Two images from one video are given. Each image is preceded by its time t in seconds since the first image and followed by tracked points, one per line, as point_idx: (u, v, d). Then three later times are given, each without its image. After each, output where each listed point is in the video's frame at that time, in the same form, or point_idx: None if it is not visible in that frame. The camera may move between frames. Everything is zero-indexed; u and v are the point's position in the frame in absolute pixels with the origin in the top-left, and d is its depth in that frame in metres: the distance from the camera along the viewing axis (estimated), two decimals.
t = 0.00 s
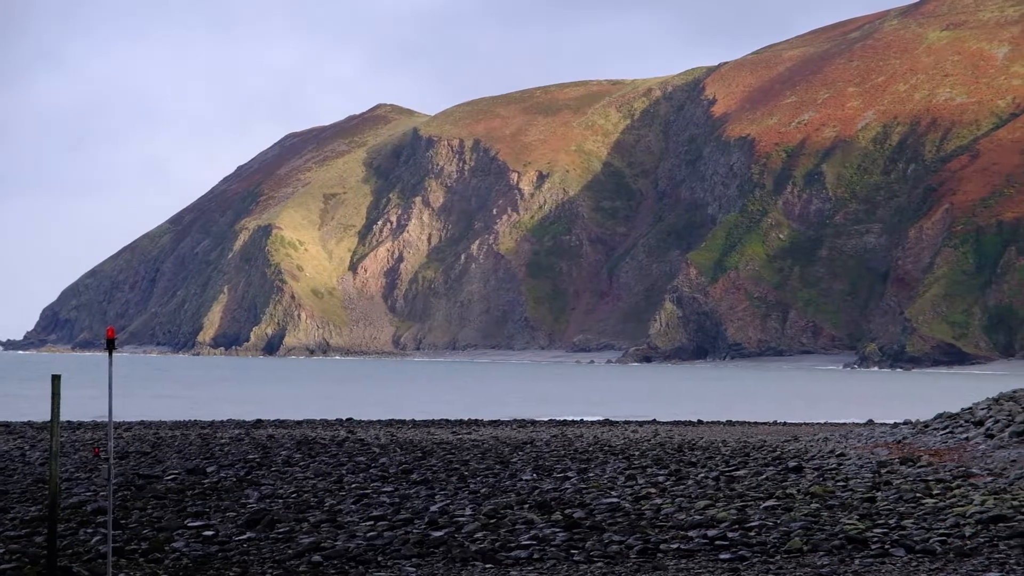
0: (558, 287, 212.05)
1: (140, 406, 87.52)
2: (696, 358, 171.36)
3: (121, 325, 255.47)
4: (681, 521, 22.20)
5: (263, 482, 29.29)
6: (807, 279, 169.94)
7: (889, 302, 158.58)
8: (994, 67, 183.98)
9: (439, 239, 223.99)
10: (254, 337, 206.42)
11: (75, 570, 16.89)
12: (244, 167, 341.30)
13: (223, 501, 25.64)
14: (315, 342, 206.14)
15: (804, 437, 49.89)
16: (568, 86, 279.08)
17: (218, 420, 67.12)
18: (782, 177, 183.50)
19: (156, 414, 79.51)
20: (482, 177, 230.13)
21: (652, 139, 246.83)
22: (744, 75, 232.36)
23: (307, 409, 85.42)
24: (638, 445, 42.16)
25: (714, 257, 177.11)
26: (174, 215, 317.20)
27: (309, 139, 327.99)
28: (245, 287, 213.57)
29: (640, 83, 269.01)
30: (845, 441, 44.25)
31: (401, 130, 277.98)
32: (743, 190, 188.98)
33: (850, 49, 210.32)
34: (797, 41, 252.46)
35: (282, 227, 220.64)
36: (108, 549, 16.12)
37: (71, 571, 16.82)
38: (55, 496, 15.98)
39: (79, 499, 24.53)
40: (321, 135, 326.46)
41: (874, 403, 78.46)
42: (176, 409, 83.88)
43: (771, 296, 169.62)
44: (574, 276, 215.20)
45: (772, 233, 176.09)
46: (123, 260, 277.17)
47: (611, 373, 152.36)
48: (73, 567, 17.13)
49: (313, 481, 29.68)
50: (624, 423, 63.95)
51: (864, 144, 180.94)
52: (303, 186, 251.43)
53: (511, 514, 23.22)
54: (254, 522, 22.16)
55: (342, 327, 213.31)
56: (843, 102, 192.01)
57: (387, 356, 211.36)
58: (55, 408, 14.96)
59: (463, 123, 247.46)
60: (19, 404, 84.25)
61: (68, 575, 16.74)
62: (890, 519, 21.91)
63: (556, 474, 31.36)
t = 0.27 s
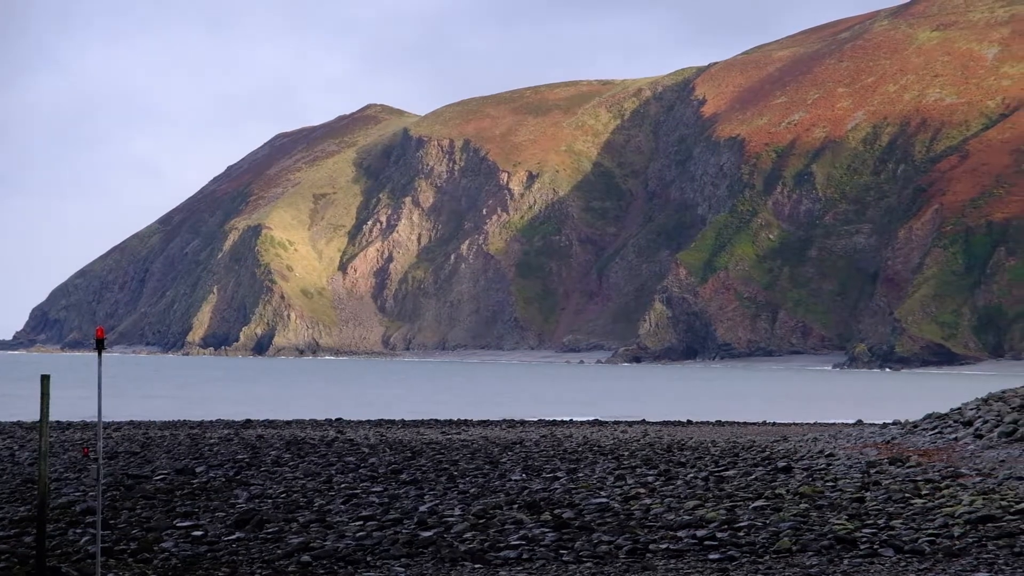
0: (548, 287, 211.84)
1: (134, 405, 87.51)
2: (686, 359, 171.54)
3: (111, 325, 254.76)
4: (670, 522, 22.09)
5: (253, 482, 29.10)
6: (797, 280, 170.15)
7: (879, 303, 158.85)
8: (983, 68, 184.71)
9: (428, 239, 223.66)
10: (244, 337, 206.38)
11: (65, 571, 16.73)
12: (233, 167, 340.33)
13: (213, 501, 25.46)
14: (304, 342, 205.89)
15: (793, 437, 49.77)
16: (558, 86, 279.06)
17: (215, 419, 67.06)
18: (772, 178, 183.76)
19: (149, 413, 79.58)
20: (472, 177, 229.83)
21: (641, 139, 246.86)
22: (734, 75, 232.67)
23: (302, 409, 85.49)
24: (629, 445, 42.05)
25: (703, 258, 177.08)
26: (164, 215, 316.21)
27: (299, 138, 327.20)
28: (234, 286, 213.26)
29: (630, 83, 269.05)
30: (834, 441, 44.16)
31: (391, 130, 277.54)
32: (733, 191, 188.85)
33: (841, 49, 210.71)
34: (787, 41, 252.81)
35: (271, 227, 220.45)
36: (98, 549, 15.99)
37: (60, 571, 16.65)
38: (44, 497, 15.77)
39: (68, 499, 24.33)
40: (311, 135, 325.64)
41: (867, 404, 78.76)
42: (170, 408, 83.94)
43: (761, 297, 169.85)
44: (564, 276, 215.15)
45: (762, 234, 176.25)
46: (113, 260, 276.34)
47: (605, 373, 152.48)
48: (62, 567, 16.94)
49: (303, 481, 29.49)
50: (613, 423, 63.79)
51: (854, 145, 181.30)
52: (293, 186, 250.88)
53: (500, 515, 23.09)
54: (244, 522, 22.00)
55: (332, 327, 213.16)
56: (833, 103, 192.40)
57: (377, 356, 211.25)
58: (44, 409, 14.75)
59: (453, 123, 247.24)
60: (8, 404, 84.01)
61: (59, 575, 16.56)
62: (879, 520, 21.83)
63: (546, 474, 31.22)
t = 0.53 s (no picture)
0: (527, 288, 211.33)
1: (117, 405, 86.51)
2: (666, 359, 171.75)
3: (90, 325, 252.95)
4: (651, 522, 21.85)
5: (232, 482, 28.65)
6: (776, 280, 170.60)
7: (858, 303, 159.36)
8: (963, 69, 187.07)
9: (408, 240, 223.06)
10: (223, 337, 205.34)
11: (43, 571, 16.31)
12: (212, 167, 338.35)
13: (192, 501, 25.04)
14: (284, 342, 205.45)
15: (771, 438, 49.63)
16: (538, 87, 279.12)
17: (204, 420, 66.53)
18: (752, 178, 184.35)
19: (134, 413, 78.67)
20: (452, 177, 229.26)
21: (621, 139, 247.15)
22: (713, 76, 233.47)
23: (286, 408, 84.89)
24: (608, 445, 41.85)
25: (683, 258, 176.57)
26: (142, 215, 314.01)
27: (279, 139, 325.62)
28: (214, 286, 212.29)
29: (609, 83, 269.45)
30: (813, 442, 44.08)
31: (371, 130, 276.76)
32: (713, 191, 188.14)
33: (820, 50, 211.88)
34: (766, 42, 253.91)
35: (251, 227, 219.61)
36: (76, 550, 15.58)
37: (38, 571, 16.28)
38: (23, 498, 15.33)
39: (46, 499, 23.86)
40: (291, 135, 324.10)
41: (850, 404, 79.48)
42: (153, 408, 83.01)
43: (740, 296, 170.27)
44: (542, 276, 214.46)
45: (741, 234, 176.63)
46: (91, 260, 274.36)
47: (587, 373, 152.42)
48: (41, 568, 16.54)
49: (282, 481, 29.06)
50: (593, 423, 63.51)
51: (833, 145, 182.17)
52: (273, 186, 249.73)
53: (480, 515, 22.77)
54: (223, 522, 21.62)
55: (312, 327, 212.52)
56: (813, 103, 193.40)
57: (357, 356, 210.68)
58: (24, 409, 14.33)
59: (433, 123, 246.72)
60: None
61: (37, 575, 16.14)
62: (860, 520, 21.67)
63: (525, 475, 30.92)
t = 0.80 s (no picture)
0: (503, 287, 210.67)
1: (99, 405, 85.54)
2: (641, 359, 172.03)
3: (64, 325, 251.07)
4: (625, 522, 21.63)
5: (208, 482, 28.18)
6: (752, 280, 171.13)
7: (834, 304, 159.56)
8: (938, 70, 186.86)
9: (384, 240, 222.42)
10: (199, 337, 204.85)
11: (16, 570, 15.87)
12: (188, 167, 335.83)
13: (167, 501, 24.56)
14: (259, 342, 204.89)
15: (746, 438, 49.35)
16: (514, 86, 278.71)
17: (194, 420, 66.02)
18: (727, 178, 184.99)
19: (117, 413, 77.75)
20: (428, 177, 228.61)
21: (597, 139, 247.06)
22: (689, 76, 234.08)
23: (268, 409, 84.31)
24: (584, 446, 41.59)
25: (658, 258, 177.38)
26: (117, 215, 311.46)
27: (255, 138, 323.54)
28: (189, 286, 211.41)
29: (585, 84, 269.57)
30: (787, 442, 43.97)
31: (347, 130, 275.58)
32: (688, 191, 189.27)
33: (796, 50, 213.06)
34: (742, 42, 254.69)
35: (226, 227, 218.59)
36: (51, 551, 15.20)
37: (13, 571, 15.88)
38: None
39: (20, 500, 23.31)
40: (267, 135, 322.13)
41: (833, 404, 79.76)
42: (134, 408, 82.17)
43: (715, 297, 170.62)
44: (518, 277, 213.54)
45: (717, 234, 177.05)
46: (66, 260, 272.10)
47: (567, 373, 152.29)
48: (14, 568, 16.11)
49: (258, 481, 28.60)
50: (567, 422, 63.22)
51: (809, 145, 183.09)
52: (248, 186, 248.28)
53: (455, 515, 22.44)
54: (199, 522, 21.19)
55: (287, 327, 211.63)
56: (789, 103, 194.27)
57: (333, 356, 210.04)
58: None
59: (409, 123, 246.02)
60: None
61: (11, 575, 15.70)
62: (834, 520, 21.50)
63: (500, 475, 30.66)
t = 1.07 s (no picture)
0: (476, 288, 209.74)
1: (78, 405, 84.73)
2: (615, 359, 172.39)
3: (37, 325, 249.00)
4: (599, 522, 21.32)
5: (182, 483, 27.62)
6: (725, 281, 171.68)
7: (807, 305, 160.06)
8: (911, 70, 188.81)
9: (357, 240, 221.72)
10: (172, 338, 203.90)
11: None
12: (161, 167, 333.25)
13: (140, 501, 24.01)
14: (233, 343, 204.08)
15: (721, 438, 49.44)
16: (488, 87, 278.28)
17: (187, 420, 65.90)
18: (701, 179, 185.62)
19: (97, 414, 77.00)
20: (401, 177, 227.79)
21: (571, 140, 246.80)
22: (662, 77, 234.60)
23: (247, 408, 83.83)
24: (557, 446, 41.33)
25: (631, 258, 177.88)
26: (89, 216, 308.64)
27: (229, 138, 321.37)
28: (163, 286, 210.65)
29: (559, 84, 269.54)
30: (762, 442, 43.86)
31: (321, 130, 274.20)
32: (662, 192, 189.89)
33: (769, 50, 214.12)
34: (715, 42, 255.34)
35: (200, 227, 217.40)
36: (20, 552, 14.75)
37: None
38: None
39: None
40: (240, 135, 319.89)
41: (813, 404, 80.25)
42: (112, 409, 81.43)
43: (689, 297, 170.93)
44: (491, 277, 212.74)
45: (691, 235, 177.46)
46: (38, 260, 269.77)
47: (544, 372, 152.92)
48: None
49: (231, 482, 28.06)
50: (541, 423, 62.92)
51: (782, 146, 183.97)
52: (222, 186, 246.65)
53: (429, 516, 22.04)
54: (171, 523, 20.72)
55: (261, 327, 210.64)
56: (762, 104, 195.15)
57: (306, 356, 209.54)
58: None
59: (383, 123, 245.25)
60: None
61: None
62: (810, 520, 21.29)
63: (474, 475, 30.29)
